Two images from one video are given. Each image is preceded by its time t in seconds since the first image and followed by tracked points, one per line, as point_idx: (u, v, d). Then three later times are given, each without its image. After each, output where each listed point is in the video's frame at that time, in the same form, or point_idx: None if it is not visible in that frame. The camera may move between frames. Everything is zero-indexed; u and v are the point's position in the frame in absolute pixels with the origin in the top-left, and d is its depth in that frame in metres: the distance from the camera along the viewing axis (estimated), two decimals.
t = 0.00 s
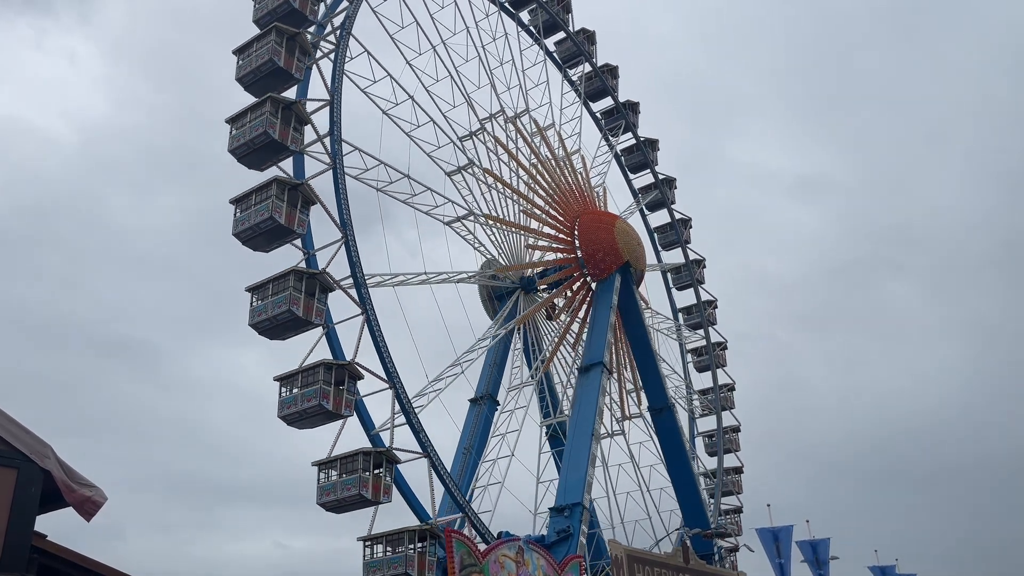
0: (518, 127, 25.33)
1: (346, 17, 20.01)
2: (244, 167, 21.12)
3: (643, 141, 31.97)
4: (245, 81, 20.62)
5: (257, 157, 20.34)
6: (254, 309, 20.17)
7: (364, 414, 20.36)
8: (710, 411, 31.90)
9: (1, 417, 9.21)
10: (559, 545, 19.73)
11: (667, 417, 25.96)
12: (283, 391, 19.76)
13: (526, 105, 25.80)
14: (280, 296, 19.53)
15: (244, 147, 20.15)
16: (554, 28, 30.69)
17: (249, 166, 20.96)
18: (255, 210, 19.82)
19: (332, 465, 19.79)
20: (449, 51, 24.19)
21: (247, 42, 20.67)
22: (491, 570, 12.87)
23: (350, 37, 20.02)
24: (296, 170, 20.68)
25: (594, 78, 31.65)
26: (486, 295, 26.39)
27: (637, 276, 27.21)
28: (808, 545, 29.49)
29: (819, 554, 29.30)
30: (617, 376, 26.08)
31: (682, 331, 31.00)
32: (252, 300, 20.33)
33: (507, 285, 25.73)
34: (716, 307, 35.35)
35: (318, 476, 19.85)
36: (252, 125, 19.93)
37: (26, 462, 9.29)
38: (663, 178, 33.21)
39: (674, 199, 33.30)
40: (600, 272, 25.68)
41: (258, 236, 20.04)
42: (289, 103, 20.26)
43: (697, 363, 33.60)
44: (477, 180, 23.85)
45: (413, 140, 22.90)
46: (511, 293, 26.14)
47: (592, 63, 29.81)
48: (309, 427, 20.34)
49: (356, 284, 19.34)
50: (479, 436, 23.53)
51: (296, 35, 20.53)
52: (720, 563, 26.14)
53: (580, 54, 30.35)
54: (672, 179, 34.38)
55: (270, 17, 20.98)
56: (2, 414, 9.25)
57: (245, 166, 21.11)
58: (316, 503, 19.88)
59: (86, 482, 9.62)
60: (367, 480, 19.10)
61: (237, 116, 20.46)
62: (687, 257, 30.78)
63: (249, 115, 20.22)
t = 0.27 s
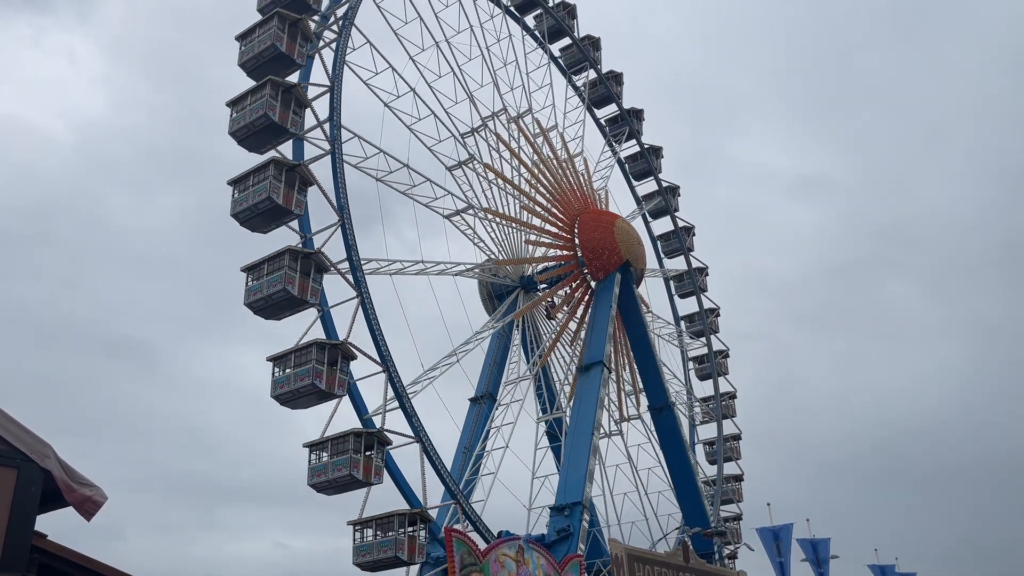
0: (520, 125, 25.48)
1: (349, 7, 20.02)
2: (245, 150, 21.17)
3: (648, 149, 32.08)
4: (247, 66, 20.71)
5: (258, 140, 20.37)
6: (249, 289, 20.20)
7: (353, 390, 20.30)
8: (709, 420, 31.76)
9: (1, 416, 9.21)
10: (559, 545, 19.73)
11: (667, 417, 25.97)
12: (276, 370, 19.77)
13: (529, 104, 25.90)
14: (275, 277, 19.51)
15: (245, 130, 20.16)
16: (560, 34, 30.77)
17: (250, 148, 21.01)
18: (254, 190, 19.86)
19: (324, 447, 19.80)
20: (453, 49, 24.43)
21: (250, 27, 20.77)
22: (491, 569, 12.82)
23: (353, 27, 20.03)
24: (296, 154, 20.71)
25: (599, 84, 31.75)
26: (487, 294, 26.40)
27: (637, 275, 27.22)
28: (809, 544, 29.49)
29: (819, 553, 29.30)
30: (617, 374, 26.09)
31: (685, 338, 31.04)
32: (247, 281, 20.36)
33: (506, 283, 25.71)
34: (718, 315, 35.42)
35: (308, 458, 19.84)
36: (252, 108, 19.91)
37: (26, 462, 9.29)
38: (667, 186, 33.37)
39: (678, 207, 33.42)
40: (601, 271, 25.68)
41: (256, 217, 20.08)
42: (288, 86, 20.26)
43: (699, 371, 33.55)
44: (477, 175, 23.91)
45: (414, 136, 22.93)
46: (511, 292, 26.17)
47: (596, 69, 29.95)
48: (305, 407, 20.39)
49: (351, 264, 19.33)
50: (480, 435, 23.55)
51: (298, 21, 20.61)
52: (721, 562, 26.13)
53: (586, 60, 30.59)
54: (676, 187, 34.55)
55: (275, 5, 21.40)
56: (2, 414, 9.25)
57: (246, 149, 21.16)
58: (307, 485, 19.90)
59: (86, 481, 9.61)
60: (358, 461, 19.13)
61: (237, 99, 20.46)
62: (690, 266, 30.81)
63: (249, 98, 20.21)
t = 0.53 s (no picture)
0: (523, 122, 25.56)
1: None
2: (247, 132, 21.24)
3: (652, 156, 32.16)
4: (248, 51, 20.73)
5: (258, 122, 20.44)
6: (244, 267, 20.23)
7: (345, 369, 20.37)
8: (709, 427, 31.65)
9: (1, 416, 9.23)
10: (559, 542, 19.77)
11: (667, 415, 25.98)
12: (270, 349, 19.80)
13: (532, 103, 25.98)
14: (270, 255, 19.58)
15: (245, 111, 20.23)
16: (565, 40, 30.86)
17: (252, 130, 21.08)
18: (252, 170, 19.90)
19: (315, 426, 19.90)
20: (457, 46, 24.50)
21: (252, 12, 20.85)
22: (491, 568, 12.80)
23: (354, 14, 20.04)
24: (296, 137, 20.75)
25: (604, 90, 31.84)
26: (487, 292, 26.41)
27: (637, 274, 27.23)
28: (808, 542, 29.51)
29: (818, 551, 29.34)
30: (617, 372, 26.10)
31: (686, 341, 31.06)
32: (242, 259, 20.38)
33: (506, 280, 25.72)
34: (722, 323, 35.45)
35: (299, 438, 19.95)
36: (252, 90, 19.97)
37: (26, 461, 9.31)
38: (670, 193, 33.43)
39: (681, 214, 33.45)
40: (601, 270, 25.68)
41: (254, 196, 20.12)
42: (289, 69, 20.26)
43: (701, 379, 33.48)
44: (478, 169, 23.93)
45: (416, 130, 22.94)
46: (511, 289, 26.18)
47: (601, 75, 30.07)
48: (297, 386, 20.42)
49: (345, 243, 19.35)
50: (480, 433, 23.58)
51: (300, 6, 20.63)
52: (720, 560, 26.13)
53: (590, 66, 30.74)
54: (680, 194, 34.59)
55: None
56: (2, 413, 9.27)
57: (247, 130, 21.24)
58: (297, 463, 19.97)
59: (86, 480, 9.62)
60: (349, 441, 19.19)
61: (238, 81, 20.52)
62: (692, 272, 30.82)
63: (249, 80, 20.27)
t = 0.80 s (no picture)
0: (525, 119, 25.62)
1: None
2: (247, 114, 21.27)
3: (655, 162, 32.27)
4: (251, 36, 20.80)
5: (259, 104, 20.46)
6: (241, 245, 20.33)
7: (339, 348, 20.39)
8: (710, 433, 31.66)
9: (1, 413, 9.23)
10: (559, 540, 19.80)
11: (667, 412, 25.99)
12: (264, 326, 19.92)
13: (534, 101, 26.12)
14: (266, 233, 19.65)
15: (246, 93, 20.25)
16: (570, 44, 30.98)
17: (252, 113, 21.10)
18: (250, 149, 19.93)
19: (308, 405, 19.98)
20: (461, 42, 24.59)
21: None
22: (491, 566, 12.76)
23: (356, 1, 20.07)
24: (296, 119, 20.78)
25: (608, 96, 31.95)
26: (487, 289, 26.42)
27: (638, 271, 27.24)
28: (807, 539, 29.54)
29: (817, 548, 29.37)
30: (617, 369, 26.11)
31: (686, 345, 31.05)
32: (239, 237, 20.46)
33: (506, 277, 25.74)
34: (723, 330, 35.50)
35: (291, 416, 20.08)
36: (254, 71, 20.00)
37: (27, 458, 9.31)
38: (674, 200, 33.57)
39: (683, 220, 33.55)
40: (601, 267, 25.69)
41: (252, 175, 20.15)
42: (290, 52, 20.27)
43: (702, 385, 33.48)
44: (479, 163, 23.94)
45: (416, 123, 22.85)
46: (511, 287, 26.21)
47: (605, 79, 30.21)
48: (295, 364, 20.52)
49: (340, 223, 19.33)
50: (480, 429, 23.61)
51: None
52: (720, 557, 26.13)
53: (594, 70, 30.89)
54: (683, 200, 34.74)
55: None
56: (2, 411, 9.28)
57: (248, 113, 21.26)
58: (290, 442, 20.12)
59: (87, 477, 9.63)
60: (340, 419, 19.23)
61: (239, 63, 20.54)
62: (695, 278, 30.79)
63: (251, 61, 20.29)
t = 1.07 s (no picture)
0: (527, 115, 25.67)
1: None
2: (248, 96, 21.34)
3: (659, 167, 32.34)
4: (255, 19, 20.96)
5: (260, 85, 20.53)
6: (236, 223, 20.32)
7: (332, 327, 20.43)
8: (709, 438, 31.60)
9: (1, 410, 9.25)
10: (559, 536, 19.80)
11: (666, 409, 26.00)
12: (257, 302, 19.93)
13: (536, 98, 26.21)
14: (262, 210, 19.67)
15: (247, 74, 20.33)
16: (575, 48, 31.01)
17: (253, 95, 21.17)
18: (249, 128, 19.95)
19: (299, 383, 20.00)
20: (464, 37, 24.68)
21: None
22: (491, 562, 12.75)
23: None
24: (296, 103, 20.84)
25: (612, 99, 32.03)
26: (486, 285, 26.43)
27: (637, 268, 27.27)
28: (806, 534, 29.59)
29: (816, 544, 29.42)
30: (617, 365, 26.11)
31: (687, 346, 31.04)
32: (235, 215, 20.46)
33: (506, 272, 25.77)
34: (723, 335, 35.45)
35: (282, 394, 20.08)
36: (255, 52, 20.10)
37: (27, 454, 9.32)
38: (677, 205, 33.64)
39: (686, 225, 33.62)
40: (601, 264, 25.68)
41: (251, 154, 20.18)
42: (291, 34, 20.38)
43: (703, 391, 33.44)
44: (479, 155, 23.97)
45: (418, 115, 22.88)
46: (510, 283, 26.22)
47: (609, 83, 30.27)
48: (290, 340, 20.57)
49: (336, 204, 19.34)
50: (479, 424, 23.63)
51: None
52: (719, 553, 26.15)
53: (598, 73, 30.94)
54: (686, 205, 34.81)
55: None
56: (2, 407, 9.29)
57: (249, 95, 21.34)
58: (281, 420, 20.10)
59: (86, 473, 9.64)
60: (332, 395, 19.29)
61: (240, 44, 20.62)
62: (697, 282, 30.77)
63: (251, 43, 20.39)
